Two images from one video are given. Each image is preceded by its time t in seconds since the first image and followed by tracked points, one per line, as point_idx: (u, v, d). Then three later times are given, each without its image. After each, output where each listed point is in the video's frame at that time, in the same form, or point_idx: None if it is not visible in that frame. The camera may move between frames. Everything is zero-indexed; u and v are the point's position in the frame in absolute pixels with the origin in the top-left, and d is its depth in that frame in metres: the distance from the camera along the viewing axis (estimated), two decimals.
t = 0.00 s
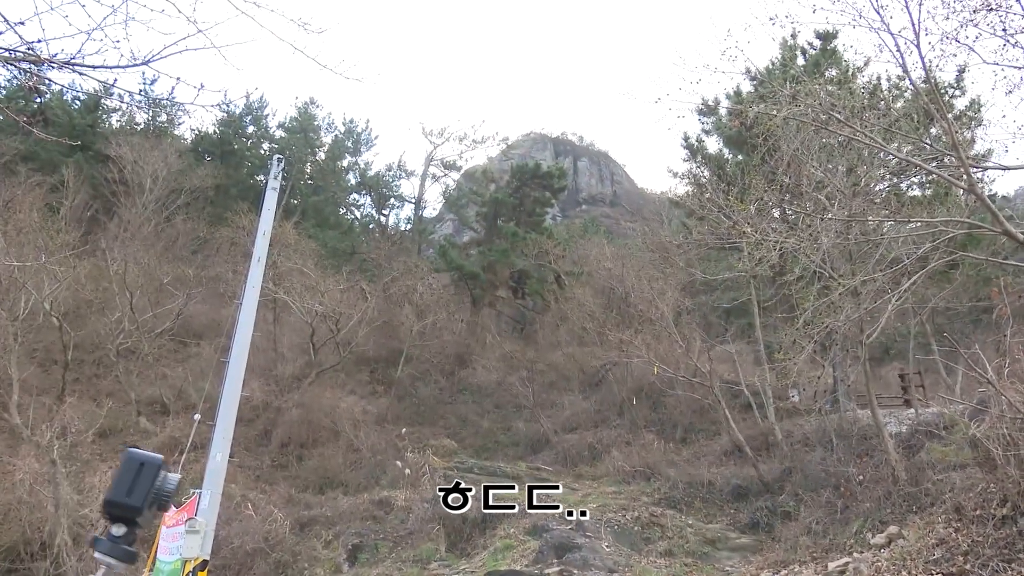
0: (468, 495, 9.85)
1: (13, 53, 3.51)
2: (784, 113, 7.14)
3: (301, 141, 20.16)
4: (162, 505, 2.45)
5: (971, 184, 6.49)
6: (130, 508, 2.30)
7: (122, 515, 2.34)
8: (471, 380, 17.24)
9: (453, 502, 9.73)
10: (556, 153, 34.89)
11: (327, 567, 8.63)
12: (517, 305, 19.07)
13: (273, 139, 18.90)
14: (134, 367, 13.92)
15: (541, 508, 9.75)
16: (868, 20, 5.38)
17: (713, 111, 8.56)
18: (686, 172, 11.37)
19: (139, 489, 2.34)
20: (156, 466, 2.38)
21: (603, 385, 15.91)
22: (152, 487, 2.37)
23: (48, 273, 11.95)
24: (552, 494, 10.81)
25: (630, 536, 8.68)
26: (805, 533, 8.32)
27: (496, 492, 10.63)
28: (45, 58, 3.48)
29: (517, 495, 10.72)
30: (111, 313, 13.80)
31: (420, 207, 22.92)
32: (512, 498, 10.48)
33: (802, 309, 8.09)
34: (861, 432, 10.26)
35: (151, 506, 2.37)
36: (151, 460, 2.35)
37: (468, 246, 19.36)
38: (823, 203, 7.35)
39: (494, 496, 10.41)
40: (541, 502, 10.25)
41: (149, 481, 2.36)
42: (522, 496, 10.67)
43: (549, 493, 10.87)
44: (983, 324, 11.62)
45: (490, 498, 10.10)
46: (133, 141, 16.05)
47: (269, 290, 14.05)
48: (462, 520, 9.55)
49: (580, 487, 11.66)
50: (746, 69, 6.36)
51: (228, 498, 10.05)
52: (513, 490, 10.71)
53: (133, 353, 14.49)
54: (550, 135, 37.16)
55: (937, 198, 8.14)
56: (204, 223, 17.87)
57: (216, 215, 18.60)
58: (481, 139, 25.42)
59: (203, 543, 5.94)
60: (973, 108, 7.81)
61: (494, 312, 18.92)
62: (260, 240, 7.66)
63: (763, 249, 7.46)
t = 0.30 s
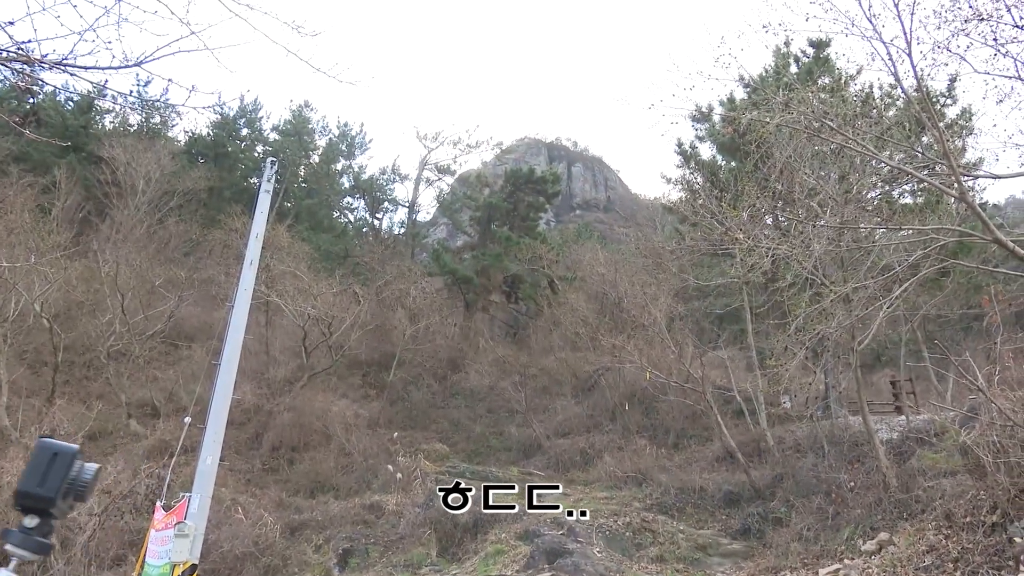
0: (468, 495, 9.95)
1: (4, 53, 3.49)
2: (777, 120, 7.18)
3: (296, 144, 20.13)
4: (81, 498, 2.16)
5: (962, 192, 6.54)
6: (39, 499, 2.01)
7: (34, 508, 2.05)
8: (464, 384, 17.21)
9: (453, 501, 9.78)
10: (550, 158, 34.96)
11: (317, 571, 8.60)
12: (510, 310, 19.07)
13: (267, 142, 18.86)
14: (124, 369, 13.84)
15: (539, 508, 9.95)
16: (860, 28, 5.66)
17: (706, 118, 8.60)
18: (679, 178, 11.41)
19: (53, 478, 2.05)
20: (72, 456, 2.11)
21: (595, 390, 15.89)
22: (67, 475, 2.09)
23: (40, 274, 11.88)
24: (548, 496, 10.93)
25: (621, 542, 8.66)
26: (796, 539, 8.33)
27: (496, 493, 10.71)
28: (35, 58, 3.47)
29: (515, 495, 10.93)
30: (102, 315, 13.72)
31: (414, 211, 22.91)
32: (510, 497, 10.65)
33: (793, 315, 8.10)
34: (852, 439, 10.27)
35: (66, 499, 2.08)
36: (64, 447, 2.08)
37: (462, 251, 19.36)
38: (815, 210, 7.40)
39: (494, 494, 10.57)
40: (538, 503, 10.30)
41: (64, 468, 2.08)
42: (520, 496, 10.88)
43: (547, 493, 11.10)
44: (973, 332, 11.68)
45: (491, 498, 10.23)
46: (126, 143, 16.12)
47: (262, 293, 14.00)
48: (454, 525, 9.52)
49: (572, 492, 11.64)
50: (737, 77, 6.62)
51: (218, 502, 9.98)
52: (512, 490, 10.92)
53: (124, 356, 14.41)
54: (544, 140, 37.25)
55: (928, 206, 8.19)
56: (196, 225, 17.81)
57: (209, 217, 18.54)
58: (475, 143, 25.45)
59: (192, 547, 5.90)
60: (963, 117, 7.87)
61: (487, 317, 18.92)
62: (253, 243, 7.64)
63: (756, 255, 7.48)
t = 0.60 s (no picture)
0: (468, 495, 9.85)
1: None
2: (771, 117, 7.18)
3: (290, 142, 20.07)
4: None
5: (955, 189, 6.56)
6: None
7: None
8: (459, 382, 17.20)
9: (453, 501, 9.73)
10: (544, 156, 34.90)
11: (312, 569, 8.61)
12: (505, 307, 19.07)
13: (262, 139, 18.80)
14: (118, 367, 13.79)
15: (541, 508, 9.74)
16: (852, 25, 5.71)
17: (700, 115, 8.60)
18: (674, 175, 11.40)
19: None
20: None
21: (590, 387, 15.88)
22: None
23: (32, 273, 11.83)
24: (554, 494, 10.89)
25: (615, 539, 8.67)
26: (790, 536, 8.34)
27: (495, 492, 10.70)
28: (25, 54, 3.45)
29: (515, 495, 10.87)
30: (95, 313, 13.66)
31: (409, 209, 22.86)
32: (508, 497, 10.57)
33: (787, 311, 8.12)
34: (846, 435, 10.29)
35: None
36: None
37: (457, 248, 19.33)
38: (809, 207, 7.42)
39: (494, 495, 10.48)
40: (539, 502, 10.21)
41: None
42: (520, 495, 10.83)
43: (548, 493, 10.95)
44: (966, 329, 11.71)
45: (490, 499, 10.18)
46: (120, 140, 15.98)
47: (256, 291, 13.96)
48: (449, 522, 9.53)
49: (567, 489, 11.64)
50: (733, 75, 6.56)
51: (212, 500, 9.96)
52: (512, 490, 10.88)
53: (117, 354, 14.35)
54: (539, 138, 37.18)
55: (921, 203, 8.20)
56: (190, 223, 17.76)
57: (203, 215, 18.49)
58: (470, 141, 25.39)
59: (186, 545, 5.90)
60: (956, 113, 7.88)
61: (481, 314, 18.90)
62: (246, 241, 7.60)
63: (750, 252, 7.50)
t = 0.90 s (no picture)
0: (469, 496, 9.75)
1: None
2: (765, 115, 7.21)
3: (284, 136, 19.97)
4: None
5: (946, 189, 6.61)
6: None
7: None
8: (451, 377, 17.21)
9: (454, 501, 9.65)
10: (539, 152, 34.89)
11: (303, 562, 8.67)
12: (498, 303, 19.09)
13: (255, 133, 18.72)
14: (109, 360, 13.73)
15: (541, 507, 9.46)
16: (847, 26, 5.55)
17: (694, 112, 8.61)
18: (667, 172, 11.41)
19: None
20: None
21: (582, 383, 15.89)
22: None
23: (22, 264, 11.76)
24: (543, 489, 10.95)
25: (606, 534, 8.70)
26: (779, 532, 8.39)
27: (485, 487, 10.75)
28: (14, 44, 3.41)
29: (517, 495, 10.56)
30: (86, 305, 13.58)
31: (402, 204, 22.83)
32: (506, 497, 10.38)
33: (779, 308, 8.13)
34: (835, 432, 10.37)
35: None
36: None
37: (450, 244, 19.33)
38: (802, 205, 7.46)
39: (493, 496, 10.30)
40: (538, 502, 9.93)
41: None
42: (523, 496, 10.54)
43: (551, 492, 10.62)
44: (956, 328, 11.76)
45: (491, 498, 9.96)
46: (112, 132, 15.82)
47: (248, 284, 13.91)
48: (439, 516, 9.52)
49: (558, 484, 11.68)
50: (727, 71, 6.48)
51: (202, 493, 9.93)
52: (512, 490, 10.66)
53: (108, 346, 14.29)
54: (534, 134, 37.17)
55: (913, 202, 8.24)
56: (182, 216, 17.67)
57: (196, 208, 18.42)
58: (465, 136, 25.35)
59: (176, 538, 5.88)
60: (949, 113, 7.92)
61: (474, 310, 18.92)
62: (239, 234, 7.57)
63: (742, 250, 7.53)
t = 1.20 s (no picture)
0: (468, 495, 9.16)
1: None
2: (743, 105, 7.25)
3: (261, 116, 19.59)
4: None
5: (919, 181, 6.72)
6: None
7: None
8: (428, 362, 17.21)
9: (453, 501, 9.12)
10: (519, 137, 34.79)
11: (276, 545, 8.66)
12: (476, 288, 19.11)
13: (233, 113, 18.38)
14: (80, 341, 13.52)
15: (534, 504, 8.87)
16: (828, 18, 5.74)
17: (675, 100, 8.64)
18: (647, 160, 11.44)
19: None
20: None
21: (558, 369, 16.04)
22: None
23: None
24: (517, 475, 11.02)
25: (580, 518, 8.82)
26: (749, 516, 8.53)
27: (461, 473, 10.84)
28: None
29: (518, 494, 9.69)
30: (57, 285, 13.34)
31: (381, 187, 22.66)
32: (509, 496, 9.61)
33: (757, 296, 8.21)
34: (806, 419, 10.56)
35: None
36: None
37: (429, 228, 19.26)
38: (778, 195, 7.54)
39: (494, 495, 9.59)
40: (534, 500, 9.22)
41: None
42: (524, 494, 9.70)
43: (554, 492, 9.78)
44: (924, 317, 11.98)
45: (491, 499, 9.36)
46: (84, 109, 15.18)
47: (223, 266, 13.76)
48: (415, 500, 9.52)
49: (534, 469, 11.78)
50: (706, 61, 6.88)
51: (175, 476, 9.84)
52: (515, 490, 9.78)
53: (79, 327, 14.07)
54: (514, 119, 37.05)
55: (887, 194, 8.35)
56: (157, 196, 17.56)
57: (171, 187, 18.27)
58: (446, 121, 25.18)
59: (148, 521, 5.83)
60: (924, 107, 8.01)
61: (453, 294, 18.87)
62: (215, 216, 7.48)
63: (719, 238, 7.60)
